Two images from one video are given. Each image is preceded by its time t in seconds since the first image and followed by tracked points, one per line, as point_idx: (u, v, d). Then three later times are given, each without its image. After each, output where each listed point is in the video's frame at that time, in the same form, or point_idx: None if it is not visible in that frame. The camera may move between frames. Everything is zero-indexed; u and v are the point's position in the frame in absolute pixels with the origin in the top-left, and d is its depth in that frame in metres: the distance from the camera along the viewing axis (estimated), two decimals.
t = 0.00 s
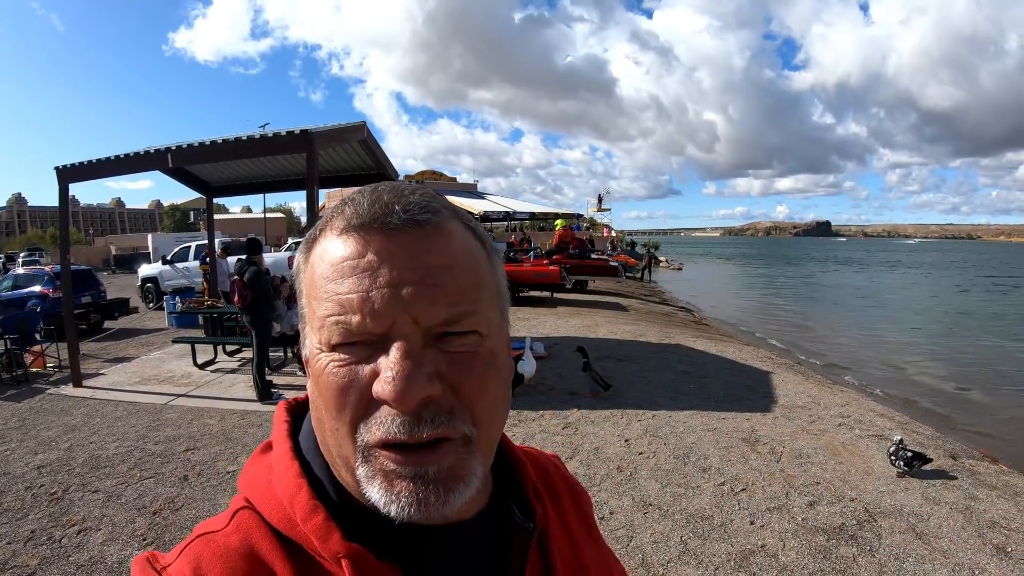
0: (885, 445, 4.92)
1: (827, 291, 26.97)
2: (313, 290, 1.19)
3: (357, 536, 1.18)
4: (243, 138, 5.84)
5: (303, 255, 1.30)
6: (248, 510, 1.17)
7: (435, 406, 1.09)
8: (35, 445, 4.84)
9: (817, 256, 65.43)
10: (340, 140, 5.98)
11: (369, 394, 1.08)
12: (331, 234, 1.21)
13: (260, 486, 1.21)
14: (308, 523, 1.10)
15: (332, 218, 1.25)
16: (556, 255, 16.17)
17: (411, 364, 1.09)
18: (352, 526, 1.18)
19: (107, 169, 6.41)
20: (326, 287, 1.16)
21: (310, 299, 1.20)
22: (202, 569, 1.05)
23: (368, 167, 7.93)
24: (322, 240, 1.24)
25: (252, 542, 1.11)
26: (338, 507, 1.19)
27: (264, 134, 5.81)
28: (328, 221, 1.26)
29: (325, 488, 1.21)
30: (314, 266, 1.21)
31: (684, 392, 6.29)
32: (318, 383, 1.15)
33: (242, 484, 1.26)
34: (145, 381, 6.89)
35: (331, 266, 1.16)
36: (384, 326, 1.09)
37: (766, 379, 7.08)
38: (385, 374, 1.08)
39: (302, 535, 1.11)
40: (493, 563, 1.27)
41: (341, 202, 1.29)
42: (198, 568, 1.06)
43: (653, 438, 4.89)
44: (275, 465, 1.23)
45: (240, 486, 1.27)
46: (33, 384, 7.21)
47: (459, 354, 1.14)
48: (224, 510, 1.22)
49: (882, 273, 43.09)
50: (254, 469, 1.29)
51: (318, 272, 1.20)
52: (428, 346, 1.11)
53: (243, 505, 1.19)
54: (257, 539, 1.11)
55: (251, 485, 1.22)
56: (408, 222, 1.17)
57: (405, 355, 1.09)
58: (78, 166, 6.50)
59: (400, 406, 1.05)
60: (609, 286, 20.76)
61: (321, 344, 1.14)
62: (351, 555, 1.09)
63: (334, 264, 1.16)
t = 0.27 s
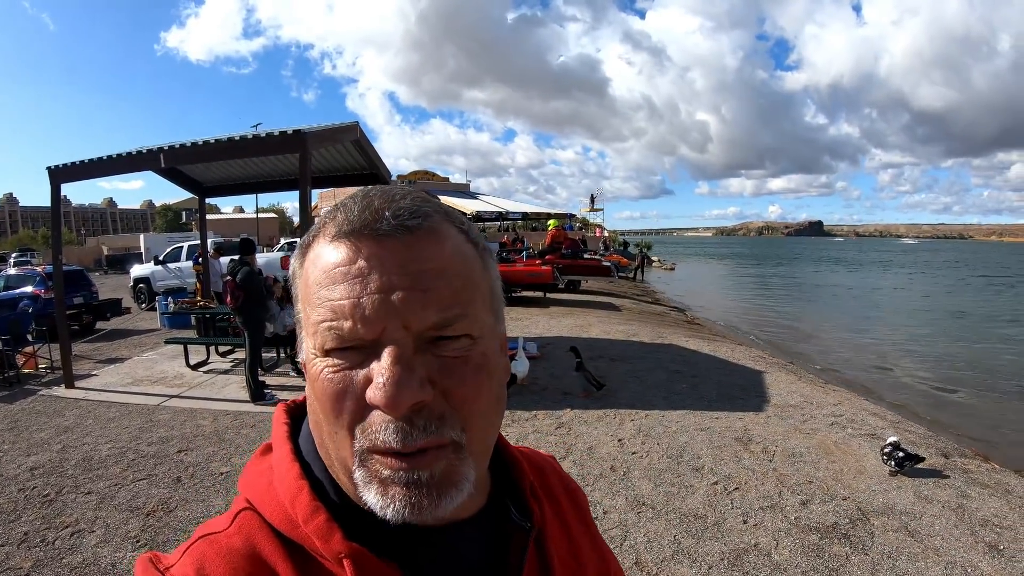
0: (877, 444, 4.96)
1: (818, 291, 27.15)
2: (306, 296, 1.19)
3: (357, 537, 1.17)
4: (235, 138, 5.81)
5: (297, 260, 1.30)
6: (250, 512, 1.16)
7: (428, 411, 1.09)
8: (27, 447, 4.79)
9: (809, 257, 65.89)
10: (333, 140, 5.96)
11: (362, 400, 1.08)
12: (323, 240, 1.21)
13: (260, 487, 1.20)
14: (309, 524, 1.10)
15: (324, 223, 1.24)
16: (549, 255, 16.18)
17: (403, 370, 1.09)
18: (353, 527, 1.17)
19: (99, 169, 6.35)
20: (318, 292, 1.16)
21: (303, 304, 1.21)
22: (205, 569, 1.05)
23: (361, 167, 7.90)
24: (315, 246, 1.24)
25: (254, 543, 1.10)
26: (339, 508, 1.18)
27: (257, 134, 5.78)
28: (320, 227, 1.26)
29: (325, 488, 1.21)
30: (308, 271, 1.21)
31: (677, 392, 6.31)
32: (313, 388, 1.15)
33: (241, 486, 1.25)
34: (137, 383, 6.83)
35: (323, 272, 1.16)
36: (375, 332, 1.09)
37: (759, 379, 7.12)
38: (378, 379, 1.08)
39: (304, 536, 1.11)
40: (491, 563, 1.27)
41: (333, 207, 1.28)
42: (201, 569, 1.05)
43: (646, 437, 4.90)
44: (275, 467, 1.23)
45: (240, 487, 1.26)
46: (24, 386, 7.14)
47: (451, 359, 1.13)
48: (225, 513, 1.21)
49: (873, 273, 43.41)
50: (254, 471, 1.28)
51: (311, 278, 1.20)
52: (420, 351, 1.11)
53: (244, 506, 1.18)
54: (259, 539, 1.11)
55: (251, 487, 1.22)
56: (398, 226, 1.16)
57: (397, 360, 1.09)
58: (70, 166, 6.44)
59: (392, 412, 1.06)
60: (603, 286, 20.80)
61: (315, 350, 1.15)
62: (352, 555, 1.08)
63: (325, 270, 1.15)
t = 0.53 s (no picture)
0: (874, 443, 4.97)
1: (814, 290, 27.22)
2: (300, 301, 1.19)
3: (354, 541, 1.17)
4: (232, 138, 5.80)
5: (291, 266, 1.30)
6: (246, 517, 1.16)
7: (423, 415, 1.08)
8: (24, 448, 4.77)
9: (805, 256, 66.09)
10: (330, 140, 5.95)
11: (356, 405, 1.08)
12: (317, 245, 1.21)
13: (256, 492, 1.20)
14: (305, 531, 1.09)
15: (317, 228, 1.24)
16: (545, 255, 16.18)
17: (397, 375, 1.08)
18: (350, 531, 1.17)
19: (95, 170, 6.33)
20: (312, 297, 1.15)
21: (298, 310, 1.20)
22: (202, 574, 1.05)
23: (357, 167, 7.89)
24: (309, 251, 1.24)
25: (250, 550, 1.10)
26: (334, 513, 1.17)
27: (254, 134, 5.76)
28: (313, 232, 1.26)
29: (321, 494, 1.20)
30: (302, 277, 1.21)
31: (673, 392, 6.32)
32: (308, 393, 1.15)
33: (237, 490, 1.25)
34: (134, 383, 6.81)
35: (317, 278, 1.15)
36: (370, 337, 1.09)
37: (755, 378, 7.13)
38: (372, 385, 1.08)
39: (300, 541, 1.10)
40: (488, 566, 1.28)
41: (326, 212, 1.28)
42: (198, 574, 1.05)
43: (643, 437, 4.91)
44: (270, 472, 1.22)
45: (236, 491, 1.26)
46: (21, 386, 7.11)
47: (445, 363, 1.13)
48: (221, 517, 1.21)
49: (869, 272, 43.52)
50: (250, 474, 1.28)
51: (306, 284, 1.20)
52: (414, 356, 1.11)
53: (240, 512, 1.18)
54: (255, 545, 1.11)
55: (247, 491, 1.21)
56: (392, 230, 1.16)
57: (392, 365, 1.09)
58: (67, 167, 6.41)
59: (386, 417, 1.05)
60: (600, 286, 20.81)
61: (310, 354, 1.15)
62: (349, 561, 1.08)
63: (319, 275, 1.15)
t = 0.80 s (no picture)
0: (872, 442, 4.98)
1: (812, 289, 27.23)
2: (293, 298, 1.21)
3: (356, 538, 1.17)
4: (230, 139, 5.79)
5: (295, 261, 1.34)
6: (249, 514, 1.16)
7: (394, 420, 1.07)
8: (21, 450, 4.76)
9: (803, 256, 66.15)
10: (328, 140, 5.95)
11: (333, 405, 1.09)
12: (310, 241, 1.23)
13: (259, 489, 1.20)
14: (307, 527, 1.09)
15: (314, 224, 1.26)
16: (543, 255, 16.18)
17: (369, 378, 1.07)
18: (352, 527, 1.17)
19: (93, 170, 6.32)
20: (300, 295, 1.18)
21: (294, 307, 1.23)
22: (205, 571, 1.05)
23: (355, 167, 7.88)
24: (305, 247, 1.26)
25: (254, 546, 1.10)
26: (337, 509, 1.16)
27: (251, 134, 5.76)
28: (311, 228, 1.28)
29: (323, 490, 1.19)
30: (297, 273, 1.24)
31: (672, 391, 6.33)
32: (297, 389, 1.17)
33: (240, 487, 1.24)
34: (132, 384, 6.80)
35: (304, 276, 1.17)
36: (346, 337, 1.09)
37: (753, 377, 7.13)
38: (345, 387, 1.08)
39: (301, 538, 1.10)
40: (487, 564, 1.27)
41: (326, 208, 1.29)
42: (201, 570, 1.05)
43: (642, 436, 4.91)
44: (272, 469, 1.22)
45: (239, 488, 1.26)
46: (19, 388, 7.09)
47: (423, 367, 1.10)
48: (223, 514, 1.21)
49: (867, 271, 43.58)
50: (252, 471, 1.27)
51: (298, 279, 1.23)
52: (390, 359, 1.09)
53: (243, 509, 1.18)
54: (258, 541, 1.11)
55: (250, 488, 1.21)
56: (374, 229, 1.14)
57: (364, 367, 1.07)
58: (64, 167, 6.40)
59: (356, 419, 1.05)
60: (598, 286, 20.82)
61: (298, 352, 1.17)
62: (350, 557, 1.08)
63: (306, 274, 1.17)
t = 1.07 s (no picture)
0: (870, 441, 5.00)
1: (808, 288, 27.30)
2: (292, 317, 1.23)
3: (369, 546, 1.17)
4: (227, 139, 5.77)
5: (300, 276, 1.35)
6: (264, 522, 1.16)
7: (377, 448, 1.05)
8: (19, 452, 4.74)
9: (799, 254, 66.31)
10: (325, 141, 5.93)
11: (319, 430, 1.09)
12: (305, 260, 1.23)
13: (273, 496, 1.19)
14: (320, 538, 1.09)
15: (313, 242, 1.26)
16: (540, 254, 16.18)
17: (348, 406, 1.05)
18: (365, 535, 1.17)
19: (89, 171, 6.29)
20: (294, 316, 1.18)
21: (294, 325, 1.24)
22: None
23: (352, 168, 7.87)
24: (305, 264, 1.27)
25: (268, 556, 1.10)
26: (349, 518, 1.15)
27: (249, 135, 5.74)
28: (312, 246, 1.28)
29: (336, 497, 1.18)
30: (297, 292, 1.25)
31: (670, 391, 6.34)
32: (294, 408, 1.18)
33: (255, 493, 1.24)
34: (130, 386, 6.77)
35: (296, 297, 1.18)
36: (330, 363, 1.08)
37: (751, 377, 7.15)
38: (326, 413, 1.07)
39: (314, 548, 1.10)
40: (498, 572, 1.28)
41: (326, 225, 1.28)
42: None
43: (640, 436, 4.92)
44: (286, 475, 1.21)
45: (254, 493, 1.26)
46: (16, 390, 7.05)
47: (406, 395, 1.07)
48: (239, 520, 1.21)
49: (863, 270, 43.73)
50: (267, 477, 1.27)
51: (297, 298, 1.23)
52: (373, 386, 1.07)
53: (258, 516, 1.18)
54: (273, 551, 1.11)
55: (264, 495, 1.21)
56: (359, 251, 1.11)
57: (345, 394, 1.06)
58: (61, 168, 6.37)
59: (336, 448, 1.04)
60: (595, 285, 20.83)
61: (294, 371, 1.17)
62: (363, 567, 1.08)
63: (298, 295, 1.17)
